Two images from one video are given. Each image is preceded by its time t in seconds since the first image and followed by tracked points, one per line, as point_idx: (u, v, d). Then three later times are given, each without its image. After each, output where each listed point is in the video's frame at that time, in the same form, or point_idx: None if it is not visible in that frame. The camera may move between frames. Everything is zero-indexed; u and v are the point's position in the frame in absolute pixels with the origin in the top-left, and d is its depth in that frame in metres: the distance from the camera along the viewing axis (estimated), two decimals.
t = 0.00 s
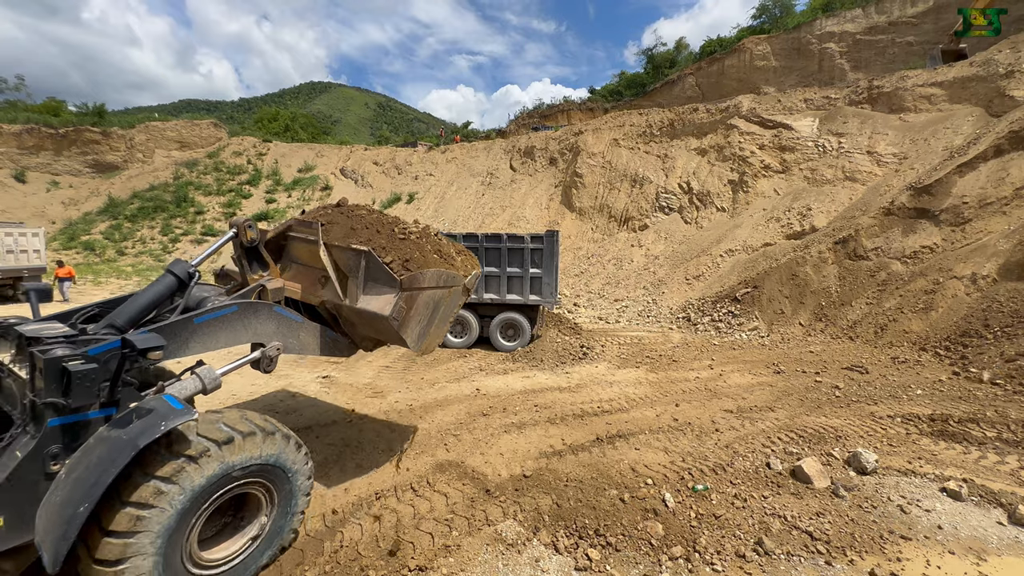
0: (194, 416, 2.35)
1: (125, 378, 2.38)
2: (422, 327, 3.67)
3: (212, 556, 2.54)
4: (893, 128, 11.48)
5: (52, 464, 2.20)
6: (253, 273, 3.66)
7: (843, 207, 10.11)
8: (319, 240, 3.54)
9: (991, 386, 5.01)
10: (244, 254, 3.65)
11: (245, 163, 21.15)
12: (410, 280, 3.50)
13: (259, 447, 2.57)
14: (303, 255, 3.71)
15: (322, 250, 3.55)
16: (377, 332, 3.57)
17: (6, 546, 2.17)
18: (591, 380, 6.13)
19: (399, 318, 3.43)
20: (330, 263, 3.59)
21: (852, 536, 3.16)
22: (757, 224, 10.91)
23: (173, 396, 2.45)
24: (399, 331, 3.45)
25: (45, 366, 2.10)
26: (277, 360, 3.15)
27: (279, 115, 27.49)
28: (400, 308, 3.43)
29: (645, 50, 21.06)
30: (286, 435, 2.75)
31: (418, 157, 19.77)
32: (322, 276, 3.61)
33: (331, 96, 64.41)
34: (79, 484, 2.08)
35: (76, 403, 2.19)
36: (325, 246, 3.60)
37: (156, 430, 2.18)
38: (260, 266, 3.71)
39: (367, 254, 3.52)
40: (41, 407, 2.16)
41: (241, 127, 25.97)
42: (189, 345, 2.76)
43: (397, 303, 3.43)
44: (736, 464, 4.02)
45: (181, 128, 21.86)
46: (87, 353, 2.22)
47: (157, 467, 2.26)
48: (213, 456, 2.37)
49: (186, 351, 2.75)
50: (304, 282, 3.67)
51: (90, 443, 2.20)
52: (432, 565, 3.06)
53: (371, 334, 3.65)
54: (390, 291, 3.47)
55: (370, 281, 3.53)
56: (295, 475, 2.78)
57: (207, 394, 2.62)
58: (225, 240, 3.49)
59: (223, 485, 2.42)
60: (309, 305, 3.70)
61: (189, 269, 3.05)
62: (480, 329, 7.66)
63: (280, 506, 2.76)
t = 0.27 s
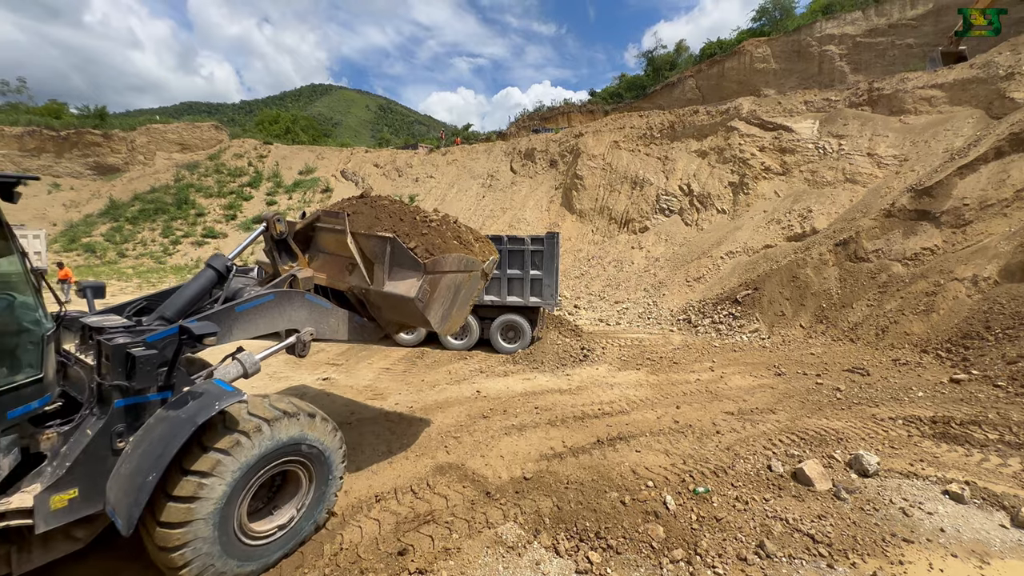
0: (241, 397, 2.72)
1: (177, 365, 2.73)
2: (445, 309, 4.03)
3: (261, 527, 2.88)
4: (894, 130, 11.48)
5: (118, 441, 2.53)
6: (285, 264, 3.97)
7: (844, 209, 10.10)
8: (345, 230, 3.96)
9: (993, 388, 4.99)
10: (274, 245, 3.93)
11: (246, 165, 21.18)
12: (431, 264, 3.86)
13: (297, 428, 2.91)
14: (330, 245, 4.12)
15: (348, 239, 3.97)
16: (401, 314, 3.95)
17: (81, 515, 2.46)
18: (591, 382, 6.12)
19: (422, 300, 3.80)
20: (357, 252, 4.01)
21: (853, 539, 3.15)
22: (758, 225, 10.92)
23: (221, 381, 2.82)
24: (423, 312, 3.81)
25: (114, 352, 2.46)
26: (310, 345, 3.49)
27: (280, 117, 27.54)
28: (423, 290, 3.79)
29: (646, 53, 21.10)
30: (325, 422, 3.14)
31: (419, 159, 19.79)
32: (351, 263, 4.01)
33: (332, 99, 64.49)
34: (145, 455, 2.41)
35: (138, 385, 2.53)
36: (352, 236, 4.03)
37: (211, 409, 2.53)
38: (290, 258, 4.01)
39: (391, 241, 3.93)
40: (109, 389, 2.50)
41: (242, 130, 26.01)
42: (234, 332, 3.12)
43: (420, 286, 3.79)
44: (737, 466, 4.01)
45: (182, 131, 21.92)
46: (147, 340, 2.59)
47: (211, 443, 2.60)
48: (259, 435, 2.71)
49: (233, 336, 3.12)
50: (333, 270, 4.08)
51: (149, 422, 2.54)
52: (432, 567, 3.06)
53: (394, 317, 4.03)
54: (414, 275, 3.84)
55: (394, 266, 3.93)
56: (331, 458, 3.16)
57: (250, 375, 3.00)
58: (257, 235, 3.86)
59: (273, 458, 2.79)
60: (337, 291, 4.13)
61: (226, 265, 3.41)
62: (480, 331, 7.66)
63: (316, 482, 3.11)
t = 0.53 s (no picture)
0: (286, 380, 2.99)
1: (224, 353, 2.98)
2: (464, 292, 4.24)
3: (302, 501, 3.11)
4: (894, 132, 11.48)
5: (175, 422, 2.78)
6: (312, 254, 4.24)
7: (845, 211, 10.09)
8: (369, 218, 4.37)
9: (996, 391, 4.97)
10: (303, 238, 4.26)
11: (247, 167, 21.21)
12: (451, 249, 4.19)
13: (336, 410, 3.17)
14: (354, 234, 4.51)
15: (372, 227, 4.37)
16: (424, 296, 4.19)
17: (143, 490, 2.69)
18: (591, 384, 6.11)
19: (445, 281, 4.08)
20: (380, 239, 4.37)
21: (857, 542, 3.13)
22: (758, 227, 10.91)
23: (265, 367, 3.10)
24: (444, 292, 4.07)
25: (170, 341, 2.71)
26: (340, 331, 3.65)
27: (281, 119, 27.57)
28: (445, 271, 4.09)
29: (646, 56, 21.14)
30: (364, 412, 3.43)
31: (419, 162, 19.82)
32: (373, 250, 4.33)
33: (332, 101, 64.57)
34: (202, 432, 2.65)
35: (189, 369, 2.76)
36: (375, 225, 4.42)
37: (263, 388, 2.79)
38: (316, 249, 4.29)
39: (413, 228, 4.29)
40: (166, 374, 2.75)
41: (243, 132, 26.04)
42: (270, 318, 3.29)
43: (442, 268, 4.10)
44: (739, 469, 4.00)
45: (183, 133, 21.95)
46: (198, 329, 2.82)
47: (263, 419, 2.87)
48: (303, 413, 2.97)
49: (269, 323, 3.27)
50: (357, 257, 4.43)
51: (203, 405, 2.79)
52: (432, 570, 3.05)
53: (416, 300, 4.26)
54: (435, 258, 4.15)
55: (415, 251, 4.23)
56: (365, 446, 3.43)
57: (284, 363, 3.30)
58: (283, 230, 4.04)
59: (319, 436, 3.06)
60: (362, 278, 4.53)
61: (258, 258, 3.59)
62: (480, 333, 7.65)
63: (351, 462, 3.36)
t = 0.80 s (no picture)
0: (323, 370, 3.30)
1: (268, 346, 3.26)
2: (483, 277, 4.57)
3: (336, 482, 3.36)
4: (895, 134, 11.48)
5: (225, 407, 3.07)
6: (337, 248, 4.29)
7: (845, 212, 10.09)
8: (391, 211, 4.36)
9: (998, 393, 4.96)
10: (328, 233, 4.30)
11: (247, 169, 21.21)
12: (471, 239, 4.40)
13: (371, 398, 3.45)
14: (375, 226, 4.50)
15: (393, 218, 4.38)
16: (444, 283, 4.41)
17: (197, 469, 2.96)
18: (592, 386, 6.10)
19: (465, 268, 4.32)
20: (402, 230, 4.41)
21: (859, 546, 3.12)
22: (759, 229, 10.91)
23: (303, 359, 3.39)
24: (465, 279, 4.34)
25: (222, 333, 3.00)
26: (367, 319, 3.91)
27: (281, 122, 27.57)
28: (466, 259, 4.32)
29: (646, 58, 21.17)
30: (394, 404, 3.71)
31: (420, 164, 19.83)
32: (395, 239, 4.42)
33: (332, 103, 64.62)
34: (252, 415, 2.97)
35: (238, 360, 3.05)
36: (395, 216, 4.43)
37: (305, 375, 3.12)
38: (339, 241, 4.33)
39: (434, 219, 4.38)
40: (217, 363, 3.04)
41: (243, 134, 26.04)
42: (307, 310, 3.49)
43: (462, 257, 4.30)
44: (740, 471, 3.99)
45: (184, 135, 21.96)
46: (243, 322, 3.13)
47: (308, 402, 3.17)
48: (343, 398, 3.25)
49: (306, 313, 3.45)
50: (380, 250, 4.49)
51: (250, 391, 3.10)
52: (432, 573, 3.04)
53: (437, 287, 4.48)
54: (455, 247, 4.36)
55: (437, 241, 4.38)
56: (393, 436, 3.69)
57: (316, 351, 3.69)
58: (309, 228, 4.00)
59: (354, 420, 3.34)
60: (385, 268, 4.61)
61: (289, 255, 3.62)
62: (480, 335, 7.65)
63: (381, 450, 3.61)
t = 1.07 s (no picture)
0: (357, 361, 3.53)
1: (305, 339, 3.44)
2: (498, 268, 4.56)
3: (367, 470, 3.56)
4: (894, 135, 11.49)
5: (267, 396, 3.26)
6: (359, 246, 4.13)
7: (846, 214, 10.10)
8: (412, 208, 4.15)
9: (998, 395, 4.96)
10: (349, 232, 4.10)
11: (247, 171, 21.23)
12: (488, 232, 4.35)
13: (399, 390, 3.69)
14: (395, 223, 4.24)
15: (413, 214, 4.18)
16: (461, 275, 4.39)
17: (242, 454, 3.15)
18: (591, 388, 6.10)
19: (483, 260, 4.30)
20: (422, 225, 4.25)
21: (861, 549, 3.10)
22: (759, 231, 10.91)
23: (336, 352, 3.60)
24: (483, 271, 4.32)
25: (265, 328, 3.16)
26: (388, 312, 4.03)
27: (281, 123, 27.60)
28: (484, 251, 4.29)
29: (646, 60, 21.20)
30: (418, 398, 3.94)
31: (420, 166, 19.85)
32: (415, 234, 4.24)
33: (332, 105, 64.68)
34: (295, 403, 3.17)
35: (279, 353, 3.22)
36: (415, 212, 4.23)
37: (342, 366, 3.35)
38: (360, 239, 4.16)
39: (452, 214, 4.24)
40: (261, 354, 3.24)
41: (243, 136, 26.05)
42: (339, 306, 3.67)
43: (481, 249, 4.26)
44: (741, 474, 3.98)
45: (184, 138, 21.97)
46: (281, 318, 3.31)
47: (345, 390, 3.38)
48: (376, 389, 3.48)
49: (341, 309, 3.67)
50: (398, 246, 4.28)
51: (290, 381, 3.32)
52: None
53: (454, 279, 4.45)
54: (475, 240, 4.28)
55: (456, 235, 4.27)
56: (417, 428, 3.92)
57: (346, 344, 3.74)
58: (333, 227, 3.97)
59: (385, 410, 3.56)
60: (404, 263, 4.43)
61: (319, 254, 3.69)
62: (480, 337, 7.64)
63: (406, 441, 3.84)
